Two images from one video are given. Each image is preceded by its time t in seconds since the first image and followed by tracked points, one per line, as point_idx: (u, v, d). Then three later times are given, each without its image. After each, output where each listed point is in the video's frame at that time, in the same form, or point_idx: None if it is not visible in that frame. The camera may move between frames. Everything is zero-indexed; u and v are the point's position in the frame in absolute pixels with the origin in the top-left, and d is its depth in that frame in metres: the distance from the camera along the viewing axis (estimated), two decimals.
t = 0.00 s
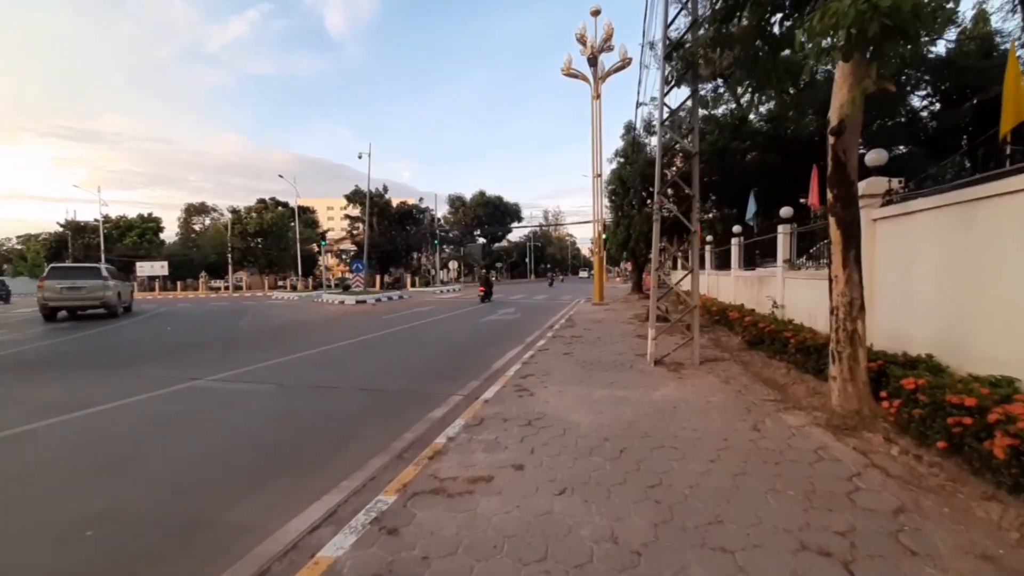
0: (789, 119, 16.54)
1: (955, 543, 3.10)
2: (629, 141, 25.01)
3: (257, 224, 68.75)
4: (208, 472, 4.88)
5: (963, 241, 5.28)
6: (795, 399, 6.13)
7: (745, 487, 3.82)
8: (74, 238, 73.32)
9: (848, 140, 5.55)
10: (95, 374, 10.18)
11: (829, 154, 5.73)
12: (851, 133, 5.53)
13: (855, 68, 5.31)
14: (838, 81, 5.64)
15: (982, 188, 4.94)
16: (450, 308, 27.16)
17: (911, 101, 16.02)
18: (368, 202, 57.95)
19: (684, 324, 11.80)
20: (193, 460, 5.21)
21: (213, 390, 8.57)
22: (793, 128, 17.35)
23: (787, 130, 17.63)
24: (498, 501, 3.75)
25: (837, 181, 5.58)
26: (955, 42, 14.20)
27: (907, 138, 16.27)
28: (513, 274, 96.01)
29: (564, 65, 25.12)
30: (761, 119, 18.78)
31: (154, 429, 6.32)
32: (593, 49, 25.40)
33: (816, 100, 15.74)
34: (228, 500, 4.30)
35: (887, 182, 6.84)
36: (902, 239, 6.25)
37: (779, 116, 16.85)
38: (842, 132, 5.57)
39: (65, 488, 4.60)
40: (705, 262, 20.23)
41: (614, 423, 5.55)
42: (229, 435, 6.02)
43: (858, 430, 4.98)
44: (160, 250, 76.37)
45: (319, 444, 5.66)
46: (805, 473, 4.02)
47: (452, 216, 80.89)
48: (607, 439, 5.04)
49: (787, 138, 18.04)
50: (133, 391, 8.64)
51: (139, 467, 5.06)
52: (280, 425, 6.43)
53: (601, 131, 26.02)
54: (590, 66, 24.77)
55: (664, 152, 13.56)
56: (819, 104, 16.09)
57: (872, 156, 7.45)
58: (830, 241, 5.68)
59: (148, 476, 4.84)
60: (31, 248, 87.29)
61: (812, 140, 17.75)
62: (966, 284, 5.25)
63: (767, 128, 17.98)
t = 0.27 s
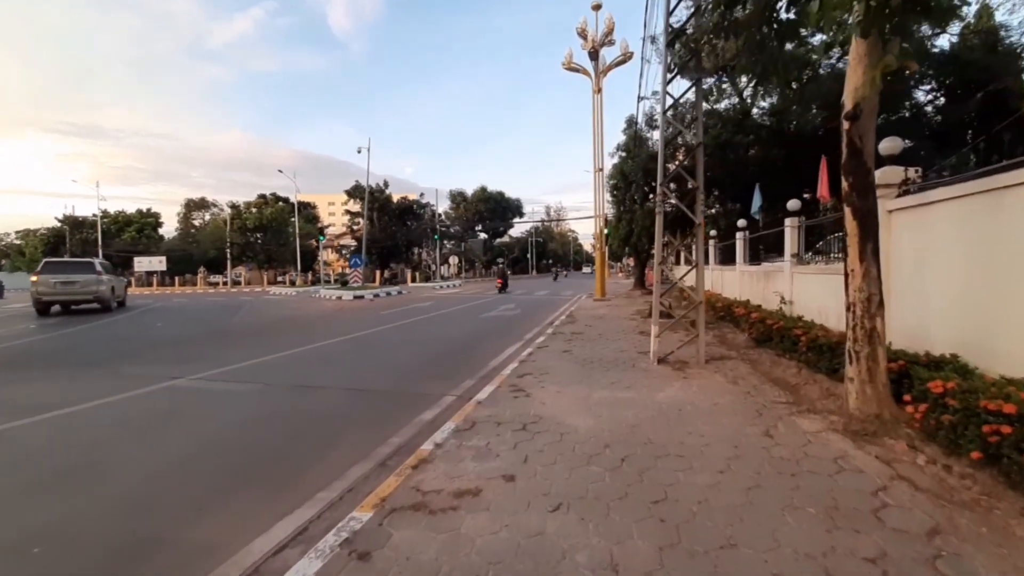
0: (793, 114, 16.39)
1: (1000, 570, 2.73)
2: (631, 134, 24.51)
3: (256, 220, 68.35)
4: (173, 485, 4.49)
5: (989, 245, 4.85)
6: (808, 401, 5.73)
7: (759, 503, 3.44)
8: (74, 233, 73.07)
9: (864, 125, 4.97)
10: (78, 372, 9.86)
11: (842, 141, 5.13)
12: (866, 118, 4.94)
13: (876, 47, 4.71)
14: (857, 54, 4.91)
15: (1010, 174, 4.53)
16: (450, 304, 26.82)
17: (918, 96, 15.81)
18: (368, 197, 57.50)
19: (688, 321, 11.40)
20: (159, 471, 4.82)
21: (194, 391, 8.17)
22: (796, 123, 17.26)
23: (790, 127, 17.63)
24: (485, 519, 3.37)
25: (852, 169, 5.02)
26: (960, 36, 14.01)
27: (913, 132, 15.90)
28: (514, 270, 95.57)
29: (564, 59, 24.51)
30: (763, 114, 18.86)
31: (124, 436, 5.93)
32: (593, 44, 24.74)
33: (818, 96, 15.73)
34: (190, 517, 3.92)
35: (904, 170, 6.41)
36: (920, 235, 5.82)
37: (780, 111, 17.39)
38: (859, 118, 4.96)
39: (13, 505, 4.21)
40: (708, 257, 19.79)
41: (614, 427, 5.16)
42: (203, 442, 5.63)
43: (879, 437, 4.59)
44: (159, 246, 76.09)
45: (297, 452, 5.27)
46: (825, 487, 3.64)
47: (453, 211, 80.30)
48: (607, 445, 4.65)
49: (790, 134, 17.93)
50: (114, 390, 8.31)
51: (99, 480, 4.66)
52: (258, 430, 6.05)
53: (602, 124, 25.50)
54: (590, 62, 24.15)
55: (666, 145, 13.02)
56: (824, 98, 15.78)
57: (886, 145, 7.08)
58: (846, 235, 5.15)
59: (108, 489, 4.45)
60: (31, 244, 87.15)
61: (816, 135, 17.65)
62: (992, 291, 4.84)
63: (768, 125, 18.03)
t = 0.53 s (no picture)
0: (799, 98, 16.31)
1: None
2: (633, 121, 23.87)
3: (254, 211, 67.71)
4: (145, 497, 4.22)
5: (1019, 236, 4.50)
6: (820, 403, 5.42)
7: (773, 521, 3.14)
8: (71, 225, 72.55)
9: (890, 105, 4.63)
10: (64, 369, 9.60)
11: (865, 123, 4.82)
12: (893, 97, 4.60)
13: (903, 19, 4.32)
14: (880, 28, 4.56)
15: None
16: (449, 296, 26.50)
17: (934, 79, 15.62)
18: (366, 187, 56.80)
19: (692, 315, 11.07)
20: (132, 481, 4.55)
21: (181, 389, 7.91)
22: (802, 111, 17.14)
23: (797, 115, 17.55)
24: (473, 539, 3.09)
25: (874, 155, 4.73)
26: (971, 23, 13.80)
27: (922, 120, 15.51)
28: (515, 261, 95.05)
29: (565, 42, 23.83)
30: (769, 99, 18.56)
31: (101, 441, 5.66)
32: (594, 27, 24.03)
33: (826, 80, 15.69)
34: (157, 536, 3.65)
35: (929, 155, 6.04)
36: (946, 222, 5.46)
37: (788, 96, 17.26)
38: (883, 97, 4.64)
39: None
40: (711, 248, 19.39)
41: (616, 432, 4.85)
42: (182, 447, 5.36)
43: (899, 443, 4.29)
44: (157, 238, 75.60)
45: (280, 459, 5.00)
46: (846, 502, 3.33)
47: (453, 202, 79.47)
48: (607, 452, 4.36)
49: (797, 122, 17.83)
50: (98, 388, 8.04)
51: (68, 491, 4.40)
52: (241, 435, 5.77)
53: (603, 111, 24.87)
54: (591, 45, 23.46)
55: (670, 133, 12.47)
56: (833, 83, 15.63)
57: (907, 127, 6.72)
58: (866, 225, 4.86)
59: (78, 499, 4.22)
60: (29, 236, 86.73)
61: (823, 121, 17.61)
62: (1022, 284, 4.48)
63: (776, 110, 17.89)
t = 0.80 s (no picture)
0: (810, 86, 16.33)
1: None
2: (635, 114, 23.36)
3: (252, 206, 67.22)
4: (109, 506, 3.90)
5: None
6: (835, 406, 5.11)
7: (793, 540, 2.83)
8: (69, 219, 72.14)
9: (926, 78, 4.43)
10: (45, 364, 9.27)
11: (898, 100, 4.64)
12: (930, 69, 4.41)
13: None
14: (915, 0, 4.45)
15: None
16: (447, 291, 26.16)
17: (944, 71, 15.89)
18: (365, 182, 56.38)
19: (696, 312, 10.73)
20: (97, 488, 4.23)
21: (163, 388, 7.58)
22: (812, 99, 17.00)
23: (806, 104, 17.39)
24: (460, 559, 2.77)
25: (907, 134, 4.54)
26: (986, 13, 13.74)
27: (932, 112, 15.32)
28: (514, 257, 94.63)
29: (568, 28, 23.34)
30: (778, 88, 18.16)
31: (71, 444, 5.32)
32: (598, 11, 23.52)
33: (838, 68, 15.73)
34: (113, 551, 3.31)
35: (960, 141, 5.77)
36: (977, 208, 5.20)
37: (797, 83, 17.04)
38: (921, 70, 4.44)
39: None
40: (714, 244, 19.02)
41: (618, 436, 4.54)
42: (156, 450, 5.04)
43: (924, 451, 3.98)
44: (155, 232, 75.19)
45: (258, 464, 4.67)
46: (873, 518, 3.03)
47: (452, 197, 78.93)
48: (609, 459, 4.04)
49: (806, 113, 17.60)
50: (78, 385, 7.73)
51: (26, 500, 4.06)
52: (221, 438, 5.45)
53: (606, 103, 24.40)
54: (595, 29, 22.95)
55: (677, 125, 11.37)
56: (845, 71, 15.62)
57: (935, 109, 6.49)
58: (893, 213, 4.62)
59: (42, 506, 3.92)
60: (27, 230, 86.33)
61: (833, 112, 17.44)
62: None
63: (785, 99, 17.69)
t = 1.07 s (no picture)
0: (812, 79, 16.28)
1: None
2: (636, 106, 22.88)
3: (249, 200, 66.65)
4: (56, 531, 3.51)
5: None
6: (856, 416, 4.71)
7: None
8: (65, 214, 71.57)
9: (958, 59, 3.96)
10: (21, 365, 8.86)
11: (925, 84, 4.15)
12: (963, 48, 3.94)
13: None
14: None
15: None
16: (445, 287, 25.78)
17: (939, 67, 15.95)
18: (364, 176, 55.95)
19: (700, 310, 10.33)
20: (47, 508, 3.83)
21: (138, 391, 7.14)
22: (811, 95, 16.81)
23: (804, 100, 17.18)
24: None
25: (936, 122, 4.05)
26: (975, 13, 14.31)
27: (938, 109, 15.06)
28: (513, 252, 94.32)
29: (566, 22, 22.71)
30: (777, 83, 18.06)
31: (29, 455, 4.91)
32: (598, 5, 22.86)
33: (841, 61, 15.61)
34: None
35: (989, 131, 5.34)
36: (1007, 199, 4.76)
37: (798, 78, 16.95)
38: (952, 49, 3.97)
39: None
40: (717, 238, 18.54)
41: (621, 451, 4.13)
42: (119, 463, 4.63)
43: (959, 471, 3.61)
44: (152, 227, 74.62)
45: (227, 481, 4.25)
46: (914, 556, 2.66)
47: (452, 192, 78.37)
48: (611, 479, 3.66)
49: (805, 108, 17.36)
50: (50, 388, 7.32)
51: None
52: (191, 448, 5.02)
53: (605, 95, 23.84)
54: (594, 24, 22.35)
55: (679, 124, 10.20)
56: (848, 64, 15.48)
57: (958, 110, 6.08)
58: (920, 209, 4.17)
59: None
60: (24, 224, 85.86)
61: (830, 108, 17.01)
62: None
63: (784, 95, 17.52)
